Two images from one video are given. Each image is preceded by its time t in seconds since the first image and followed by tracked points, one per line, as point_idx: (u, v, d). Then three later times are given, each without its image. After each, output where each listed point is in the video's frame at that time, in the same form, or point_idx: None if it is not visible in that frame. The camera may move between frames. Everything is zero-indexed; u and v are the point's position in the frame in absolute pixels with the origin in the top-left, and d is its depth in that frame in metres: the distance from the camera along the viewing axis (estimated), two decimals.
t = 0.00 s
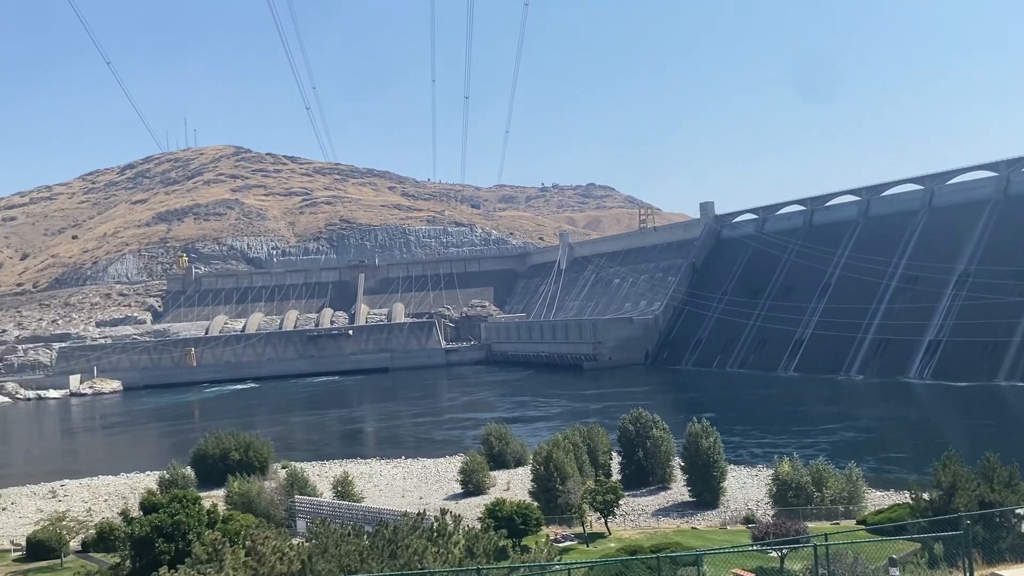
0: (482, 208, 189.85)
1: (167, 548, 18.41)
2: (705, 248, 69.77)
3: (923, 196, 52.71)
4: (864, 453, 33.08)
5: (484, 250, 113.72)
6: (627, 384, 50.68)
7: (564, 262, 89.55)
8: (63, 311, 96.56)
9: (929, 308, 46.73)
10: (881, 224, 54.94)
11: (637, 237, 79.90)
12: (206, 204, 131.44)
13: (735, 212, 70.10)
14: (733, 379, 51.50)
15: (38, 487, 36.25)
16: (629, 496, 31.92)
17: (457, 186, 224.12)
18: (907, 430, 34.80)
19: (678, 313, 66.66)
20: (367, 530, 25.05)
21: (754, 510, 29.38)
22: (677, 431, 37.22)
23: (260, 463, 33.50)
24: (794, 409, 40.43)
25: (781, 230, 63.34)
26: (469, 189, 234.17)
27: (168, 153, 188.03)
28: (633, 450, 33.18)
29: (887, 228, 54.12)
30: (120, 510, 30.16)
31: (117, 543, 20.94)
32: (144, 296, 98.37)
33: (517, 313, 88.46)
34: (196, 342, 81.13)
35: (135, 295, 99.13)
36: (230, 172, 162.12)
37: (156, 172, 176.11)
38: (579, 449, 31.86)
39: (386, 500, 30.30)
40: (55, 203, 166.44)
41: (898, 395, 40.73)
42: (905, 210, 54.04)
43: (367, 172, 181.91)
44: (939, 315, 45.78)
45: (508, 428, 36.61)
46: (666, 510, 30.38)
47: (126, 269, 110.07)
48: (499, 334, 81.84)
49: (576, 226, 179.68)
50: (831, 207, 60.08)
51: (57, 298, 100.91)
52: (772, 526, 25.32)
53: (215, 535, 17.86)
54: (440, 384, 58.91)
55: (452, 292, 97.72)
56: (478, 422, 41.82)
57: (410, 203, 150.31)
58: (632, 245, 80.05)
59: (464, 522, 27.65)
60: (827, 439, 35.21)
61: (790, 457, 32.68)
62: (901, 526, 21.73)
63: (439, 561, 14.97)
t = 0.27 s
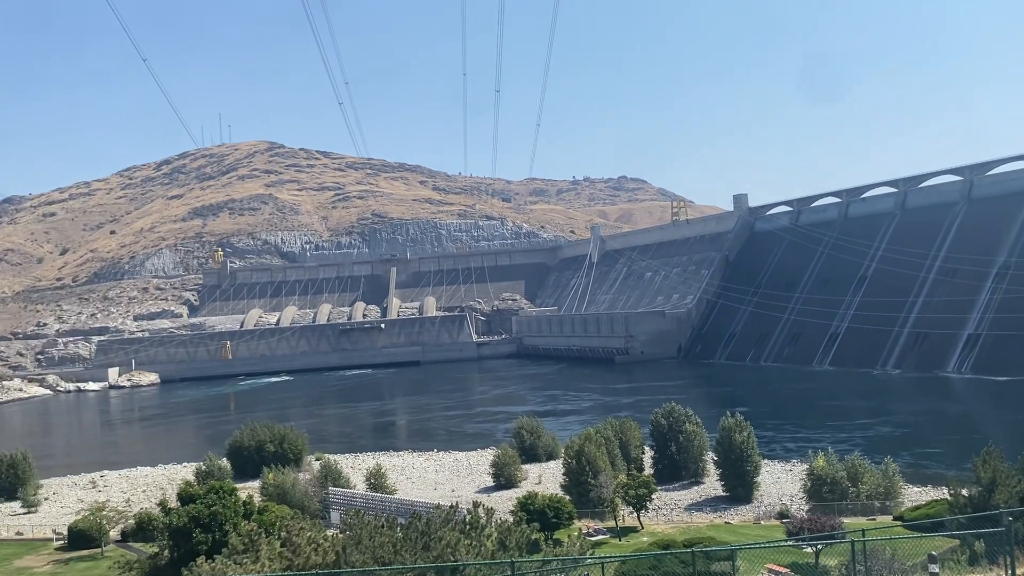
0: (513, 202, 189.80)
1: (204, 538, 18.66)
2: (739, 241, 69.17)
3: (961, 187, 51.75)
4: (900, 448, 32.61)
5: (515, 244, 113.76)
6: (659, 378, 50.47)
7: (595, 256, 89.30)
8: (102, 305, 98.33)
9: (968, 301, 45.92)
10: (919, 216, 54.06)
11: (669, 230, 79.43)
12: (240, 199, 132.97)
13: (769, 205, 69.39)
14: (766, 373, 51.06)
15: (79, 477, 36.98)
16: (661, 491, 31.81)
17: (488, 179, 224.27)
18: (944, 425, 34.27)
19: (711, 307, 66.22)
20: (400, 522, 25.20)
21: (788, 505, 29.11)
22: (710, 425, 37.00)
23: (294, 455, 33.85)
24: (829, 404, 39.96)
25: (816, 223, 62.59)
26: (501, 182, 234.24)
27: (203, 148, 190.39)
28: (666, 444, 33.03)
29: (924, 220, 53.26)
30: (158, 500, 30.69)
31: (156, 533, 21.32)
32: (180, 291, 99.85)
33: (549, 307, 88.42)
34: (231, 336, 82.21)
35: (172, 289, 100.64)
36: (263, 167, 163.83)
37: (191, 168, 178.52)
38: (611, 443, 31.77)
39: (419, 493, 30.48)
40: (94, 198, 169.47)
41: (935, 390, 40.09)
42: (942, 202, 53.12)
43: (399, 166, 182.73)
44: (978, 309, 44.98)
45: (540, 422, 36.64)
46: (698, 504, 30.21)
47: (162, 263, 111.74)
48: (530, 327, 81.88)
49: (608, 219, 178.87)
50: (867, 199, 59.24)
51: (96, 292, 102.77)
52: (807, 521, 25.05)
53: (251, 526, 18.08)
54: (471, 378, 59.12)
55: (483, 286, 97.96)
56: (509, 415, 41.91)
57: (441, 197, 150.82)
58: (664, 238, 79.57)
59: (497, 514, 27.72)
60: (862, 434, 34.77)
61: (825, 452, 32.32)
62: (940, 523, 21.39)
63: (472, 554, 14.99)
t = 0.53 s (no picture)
0: (543, 196, 189.51)
1: (239, 530, 18.84)
2: (772, 235, 68.50)
3: (1000, 179, 50.74)
4: (936, 444, 32.12)
5: (545, 238, 113.68)
6: (689, 373, 50.20)
7: (626, 250, 88.95)
8: (138, 300, 99.92)
9: (1007, 295, 45.05)
10: (957, 209, 53.10)
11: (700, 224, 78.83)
12: (272, 195, 134.32)
13: (802, 198, 68.61)
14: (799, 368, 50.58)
15: (117, 469, 37.68)
16: (693, 486, 31.65)
17: (518, 174, 224.25)
18: (982, 421, 33.71)
19: (744, 301, 65.70)
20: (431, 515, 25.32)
21: (822, 501, 28.81)
22: (742, 421, 36.73)
23: (327, 449, 34.17)
24: (862, 399, 39.48)
25: (850, 216, 61.77)
26: (530, 177, 234.09)
27: (235, 145, 192.48)
28: (697, 440, 32.85)
29: (961, 213, 52.33)
30: (193, 492, 31.17)
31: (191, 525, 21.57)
32: (214, 286, 101.17)
33: (579, 301, 88.26)
34: (264, 331, 83.15)
35: (206, 284, 102.01)
36: (295, 163, 165.25)
37: (225, 164, 180.63)
38: (642, 439, 31.64)
39: (449, 486, 30.61)
40: (130, 194, 172.10)
41: (972, 386, 39.42)
42: (981, 194, 52.11)
43: (429, 161, 183.24)
44: (1017, 303, 44.10)
45: (570, 417, 36.62)
46: (731, 500, 29.98)
47: (196, 258, 113.20)
48: (560, 322, 81.80)
49: (639, 213, 177.95)
50: (903, 191, 58.33)
51: (132, 287, 104.45)
52: (840, 517, 24.76)
53: (284, 518, 18.24)
54: (501, 372, 59.27)
55: (513, 280, 98.04)
56: (539, 410, 41.97)
57: (471, 192, 151.02)
58: (696, 232, 79.00)
59: (527, 508, 27.71)
60: (897, 430, 34.31)
61: (859, 448, 31.94)
62: (977, 520, 21.05)
63: (502, 548, 14.99)
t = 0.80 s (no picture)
0: (572, 191, 189.10)
1: (271, 523, 19.02)
2: (804, 229, 67.77)
3: None
4: (972, 441, 31.61)
5: (574, 233, 113.46)
6: (719, 369, 49.88)
7: (656, 245, 88.49)
8: (172, 295, 101.35)
9: None
10: (994, 203, 52.11)
11: (731, 219, 78.22)
12: (303, 191, 135.47)
13: (835, 192, 67.77)
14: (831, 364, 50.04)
15: (152, 462, 38.28)
16: (723, 482, 31.46)
17: (547, 169, 223.95)
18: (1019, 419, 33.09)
19: (776, 296, 65.14)
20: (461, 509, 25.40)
21: (854, 499, 28.48)
22: (773, 417, 36.41)
23: (357, 443, 34.44)
24: (896, 396, 38.95)
25: (883, 209, 60.91)
26: (560, 172, 233.70)
27: (267, 141, 194.28)
28: (728, 436, 32.62)
29: (998, 206, 51.33)
30: (226, 485, 31.58)
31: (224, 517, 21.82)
32: (246, 281, 102.34)
33: (608, 297, 88.00)
34: (295, 326, 83.96)
35: (238, 280, 103.22)
36: (326, 159, 166.46)
37: (256, 161, 182.47)
38: (672, 435, 31.47)
39: (479, 481, 30.67)
40: (164, 191, 174.48)
41: (1009, 382, 38.72)
42: (1019, 187, 51.09)
43: (458, 157, 183.54)
44: None
45: (600, 412, 36.56)
46: (762, 497, 29.74)
47: (229, 254, 114.52)
48: (589, 317, 81.64)
49: (669, 208, 176.81)
50: (938, 184, 57.36)
51: (166, 283, 105.96)
52: (873, 515, 24.44)
53: (316, 511, 18.38)
54: (530, 368, 59.32)
55: (542, 276, 98.03)
56: (569, 405, 41.96)
57: (500, 187, 151.12)
58: (727, 227, 78.38)
59: (556, 504, 27.68)
60: (931, 427, 33.81)
61: (893, 444, 31.53)
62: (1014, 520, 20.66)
63: (532, 543, 15.01)
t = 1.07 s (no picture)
0: (600, 187, 188.71)
1: (302, 516, 19.19)
2: (836, 225, 66.98)
3: None
4: (1007, 440, 31.05)
5: (603, 230, 113.20)
6: (750, 366, 49.50)
7: (685, 241, 87.96)
8: (204, 291, 102.70)
9: None
10: None
11: (762, 214, 77.51)
12: (333, 188, 136.51)
13: (868, 187, 66.89)
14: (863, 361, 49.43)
15: (185, 456, 38.84)
16: (753, 480, 31.23)
17: (575, 165, 223.53)
18: None
19: (807, 293, 64.50)
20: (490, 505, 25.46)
21: (887, 498, 28.13)
22: (804, 414, 36.07)
23: (386, 438, 34.68)
24: (929, 394, 38.40)
25: (917, 205, 60.01)
26: (588, 168, 233.19)
27: (297, 139, 196.06)
28: (758, 434, 32.36)
29: None
30: (258, 479, 31.95)
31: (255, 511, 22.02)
32: (277, 278, 103.42)
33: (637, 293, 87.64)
34: (325, 321, 84.69)
35: (269, 276, 104.33)
36: (355, 156, 167.54)
37: (287, 158, 184.22)
38: (701, 432, 31.28)
39: (507, 476, 30.71)
40: (196, 188, 176.81)
41: None
42: None
43: (486, 153, 183.79)
44: None
45: (628, 409, 36.44)
46: (792, 495, 29.46)
47: (260, 250, 115.74)
48: (618, 314, 81.42)
49: (698, 204, 175.62)
50: (974, 179, 56.40)
51: (199, 279, 107.39)
52: (906, 515, 24.10)
53: (346, 505, 18.49)
54: (558, 364, 59.32)
55: (570, 272, 97.95)
56: (597, 402, 41.91)
57: (529, 184, 151.15)
58: (757, 223, 77.66)
59: (584, 500, 27.64)
60: (965, 426, 33.27)
61: (926, 443, 31.10)
62: None
63: (560, 539, 15.02)
